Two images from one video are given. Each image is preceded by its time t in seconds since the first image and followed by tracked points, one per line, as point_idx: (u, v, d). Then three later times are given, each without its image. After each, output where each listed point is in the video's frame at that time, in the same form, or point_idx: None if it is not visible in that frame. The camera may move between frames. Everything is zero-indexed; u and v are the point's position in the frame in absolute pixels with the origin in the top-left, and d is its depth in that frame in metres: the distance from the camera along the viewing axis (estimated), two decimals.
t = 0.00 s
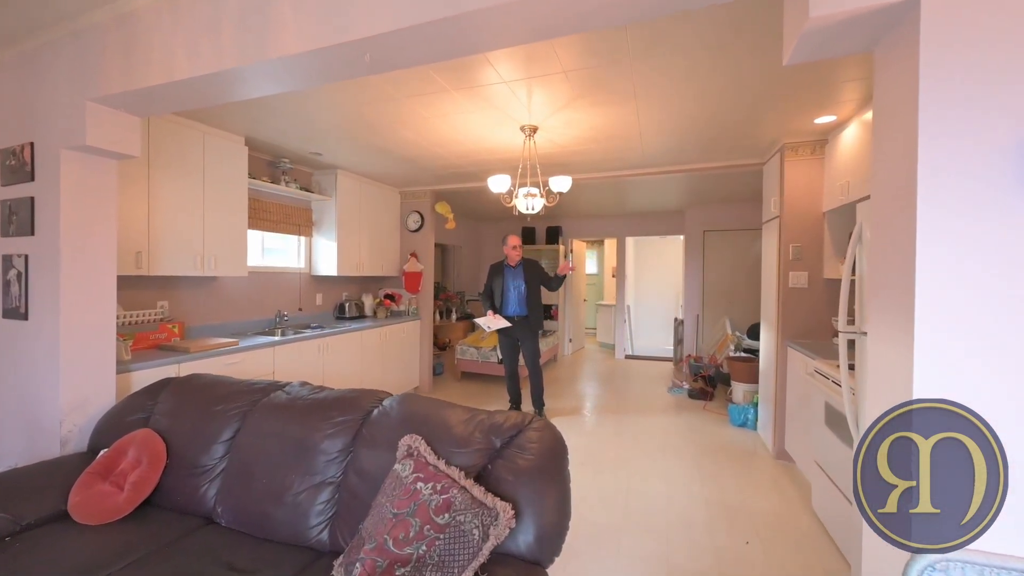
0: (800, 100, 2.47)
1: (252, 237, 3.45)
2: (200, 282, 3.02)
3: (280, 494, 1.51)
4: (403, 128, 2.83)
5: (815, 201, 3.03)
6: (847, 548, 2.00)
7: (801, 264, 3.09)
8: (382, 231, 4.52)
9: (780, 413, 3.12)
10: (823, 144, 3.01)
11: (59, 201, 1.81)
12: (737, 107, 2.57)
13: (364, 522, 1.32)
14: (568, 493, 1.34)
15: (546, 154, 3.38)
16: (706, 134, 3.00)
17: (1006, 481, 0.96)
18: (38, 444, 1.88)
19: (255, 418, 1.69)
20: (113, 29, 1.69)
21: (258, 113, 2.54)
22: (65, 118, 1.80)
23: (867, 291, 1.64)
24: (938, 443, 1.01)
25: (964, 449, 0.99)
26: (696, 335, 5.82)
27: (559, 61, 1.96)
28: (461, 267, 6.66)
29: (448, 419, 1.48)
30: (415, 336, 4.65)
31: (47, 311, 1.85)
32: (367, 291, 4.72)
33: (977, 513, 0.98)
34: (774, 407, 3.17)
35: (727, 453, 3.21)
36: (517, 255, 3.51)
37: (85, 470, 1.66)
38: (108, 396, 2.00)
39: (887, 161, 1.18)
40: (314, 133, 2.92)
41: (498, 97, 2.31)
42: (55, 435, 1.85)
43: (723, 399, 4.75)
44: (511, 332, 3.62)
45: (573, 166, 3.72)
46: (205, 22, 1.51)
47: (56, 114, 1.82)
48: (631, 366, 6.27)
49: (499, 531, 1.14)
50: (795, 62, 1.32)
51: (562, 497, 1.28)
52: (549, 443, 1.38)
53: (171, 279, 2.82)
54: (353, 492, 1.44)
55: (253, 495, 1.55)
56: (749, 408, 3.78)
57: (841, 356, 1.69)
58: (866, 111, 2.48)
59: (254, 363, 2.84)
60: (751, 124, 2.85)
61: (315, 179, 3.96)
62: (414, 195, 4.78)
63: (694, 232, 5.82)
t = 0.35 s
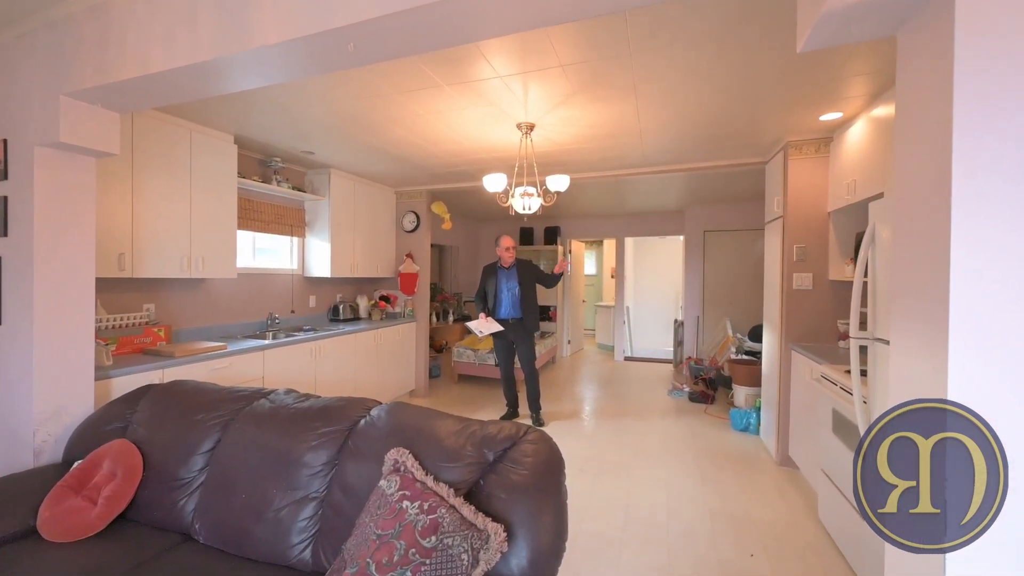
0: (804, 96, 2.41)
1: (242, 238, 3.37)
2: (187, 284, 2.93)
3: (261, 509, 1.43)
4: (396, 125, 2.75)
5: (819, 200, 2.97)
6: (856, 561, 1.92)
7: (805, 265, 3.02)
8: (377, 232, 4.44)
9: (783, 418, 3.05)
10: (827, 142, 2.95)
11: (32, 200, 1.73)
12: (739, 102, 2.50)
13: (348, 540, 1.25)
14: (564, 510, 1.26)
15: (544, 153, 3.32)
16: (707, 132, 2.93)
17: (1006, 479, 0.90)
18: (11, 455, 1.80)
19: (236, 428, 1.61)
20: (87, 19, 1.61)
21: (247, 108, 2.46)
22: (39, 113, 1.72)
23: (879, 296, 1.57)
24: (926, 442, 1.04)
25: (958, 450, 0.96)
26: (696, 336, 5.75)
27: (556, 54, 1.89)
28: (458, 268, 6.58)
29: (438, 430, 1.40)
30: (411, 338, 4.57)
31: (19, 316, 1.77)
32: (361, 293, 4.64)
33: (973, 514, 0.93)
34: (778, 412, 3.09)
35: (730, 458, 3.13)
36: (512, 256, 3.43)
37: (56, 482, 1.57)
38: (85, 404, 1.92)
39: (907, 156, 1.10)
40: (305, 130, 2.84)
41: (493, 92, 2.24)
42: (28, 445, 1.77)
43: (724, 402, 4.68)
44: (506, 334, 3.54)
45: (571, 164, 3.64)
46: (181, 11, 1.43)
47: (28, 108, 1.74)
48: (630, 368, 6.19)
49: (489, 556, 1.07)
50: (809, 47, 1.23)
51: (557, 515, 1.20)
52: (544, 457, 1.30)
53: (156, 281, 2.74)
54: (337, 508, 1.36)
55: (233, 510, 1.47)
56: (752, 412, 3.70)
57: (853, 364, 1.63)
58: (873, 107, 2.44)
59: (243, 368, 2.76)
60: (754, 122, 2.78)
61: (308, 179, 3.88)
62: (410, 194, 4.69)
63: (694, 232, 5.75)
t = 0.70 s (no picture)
0: (811, 85, 2.33)
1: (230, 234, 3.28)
2: (173, 282, 2.84)
3: (235, 520, 1.34)
4: (388, 115, 2.66)
5: (825, 195, 2.90)
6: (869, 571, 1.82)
7: (811, 261, 2.94)
8: (371, 229, 4.35)
9: (788, 419, 2.96)
10: (833, 135, 2.88)
11: None
12: (743, 92, 2.42)
13: (326, 553, 1.16)
14: (559, 522, 1.16)
15: (541, 146, 3.23)
16: (709, 124, 2.83)
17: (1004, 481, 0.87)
18: None
19: (212, 432, 1.51)
20: None
21: (236, 97, 2.39)
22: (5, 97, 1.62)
23: (895, 292, 1.49)
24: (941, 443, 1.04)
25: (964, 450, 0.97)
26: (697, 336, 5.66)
27: (553, 37, 1.81)
28: (455, 267, 6.49)
29: (425, 434, 1.31)
30: (406, 338, 4.47)
31: None
32: (355, 292, 4.55)
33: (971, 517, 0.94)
34: (783, 413, 3.00)
35: (733, 461, 3.03)
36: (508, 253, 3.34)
37: (20, 491, 1.47)
38: (57, 407, 1.82)
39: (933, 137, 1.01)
40: (294, 120, 2.75)
41: (487, 78, 2.15)
42: None
43: (725, 402, 4.59)
44: (501, 334, 3.45)
45: (570, 159, 3.56)
46: None
47: None
48: (630, 368, 6.10)
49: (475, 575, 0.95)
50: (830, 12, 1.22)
51: (550, 528, 1.10)
52: (538, 463, 1.21)
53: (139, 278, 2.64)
54: (316, 518, 1.27)
55: (205, 519, 1.37)
56: (754, 413, 3.61)
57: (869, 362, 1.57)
58: (882, 97, 2.39)
59: (230, 369, 2.67)
60: (758, 113, 2.69)
61: (300, 174, 3.79)
62: (405, 191, 4.60)
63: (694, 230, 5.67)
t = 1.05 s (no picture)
0: (816, 76, 2.25)
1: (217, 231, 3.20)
2: (157, 281, 2.76)
3: (205, 532, 1.26)
4: (378, 107, 2.58)
5: (829, 191, 2.82)
6: None
7: (814, 259, 2.86)
8: (365, 227, 4.27)
9: (791, 422, 2.88)
10: (838, 129, 2.81)
11: None
12: (745, 84, 2.34)
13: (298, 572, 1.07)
14: (550, 537, 1.08)
15: (536, 141, 3.15)
16: (710, 117, 2.75)
17: (1004, 480, 1.01)
18: None
19: (185, 438, 1.42)
20: None
21: (220, 88, 2.31)
22: None
23: (910, 291, 1.42)
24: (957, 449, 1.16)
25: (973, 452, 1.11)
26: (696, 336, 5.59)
27: (545, 23, 1.72)
28: (452, 266, 6.40)
29: (408, 441, 1.22)
30: (401, 338, 4.39)
31: None
32: (349, 291, 4.46)
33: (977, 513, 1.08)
34: (786, 416, 2.92)
35: (734, 465, 2.95)
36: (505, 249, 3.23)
37: None
38: (27, 412, 1.74)
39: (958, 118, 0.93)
40: (282, 113, 2.67)
41: (479, 67, 2.07)
42: None
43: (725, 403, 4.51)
44: (496, 336, 3.33)
45: (567, 155, 3.48)
46: None
47: None
48: (629, 368, 6.02)
49: None
50: None
51: (539, 546, 1.02)
52: (527, 474, 1.12)
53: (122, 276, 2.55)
54: (290, 532, 1.19)
55: (174, 532, 1.29)
56: (756, 415, 3.53)
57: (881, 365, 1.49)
58: (889, 88, 2.32)
59: (215, 370, 2.58)
60: (760, 105, 2.61)
61: (291, 171, 3.71)
62: (400, 188, 4.52)
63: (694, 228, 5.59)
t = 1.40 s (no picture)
0: (821, 69, 2.17)
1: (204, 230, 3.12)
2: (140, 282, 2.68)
3: (170, 553, 1.18)
4: (368, 103, 2.50)
5: (833, 189, 2.74)
6: None
7: (818, 259, 2.78)
8: (358, 227, 4.18)
9: (794, 427, 2.80)
10: (842, 125, 2.73)
11: None
12: (747, 78, 2.26)
13: None
14: (538, 562, 1.00)
15: (532, 139, 3.07)
16: (710, 113, 2.67)
17: (1005, 480, 1.04)
18: None
19: (153, 450, 1.33)
20: None
21: (203, 81, 2.22)
22: None
23: (925, 296, 1.34)
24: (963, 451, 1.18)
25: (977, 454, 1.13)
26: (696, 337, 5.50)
27: (538, 12, 1.64)
28: (448, 266, 6.32)
29: (388, 456, 1.14)
30: (395, 340, 4.30)
31: None
32: (342, 292, 4.38)
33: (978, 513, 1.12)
34: (789, 421, 2.84)
35: (736, 472, 2.87)
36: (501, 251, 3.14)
37: None
38: None
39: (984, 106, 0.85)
40: (269, 108, 2.59)
41: (471, 60, 1.99)
42: None
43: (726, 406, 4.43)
44: (487, 342, 3.24)
45: (564, 153, 3.39)
46: None
47: None
48: (628, 370, 5.94)
49: None
50: None
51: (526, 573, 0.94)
52: (514, 493, 1.04)
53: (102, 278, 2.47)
54: (260, 555, 1.11)
55: (138, 553, 1.21)
56: (757, 419, 3.45)
57: (891, 372, 1.41)
58: (896, 83, 2.24)
59: (199, 375, 2.49)
60: (762, 101, 2.53)
61: (282, 170, 3.63)
62: (394, 187, 4.43)
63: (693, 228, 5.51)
